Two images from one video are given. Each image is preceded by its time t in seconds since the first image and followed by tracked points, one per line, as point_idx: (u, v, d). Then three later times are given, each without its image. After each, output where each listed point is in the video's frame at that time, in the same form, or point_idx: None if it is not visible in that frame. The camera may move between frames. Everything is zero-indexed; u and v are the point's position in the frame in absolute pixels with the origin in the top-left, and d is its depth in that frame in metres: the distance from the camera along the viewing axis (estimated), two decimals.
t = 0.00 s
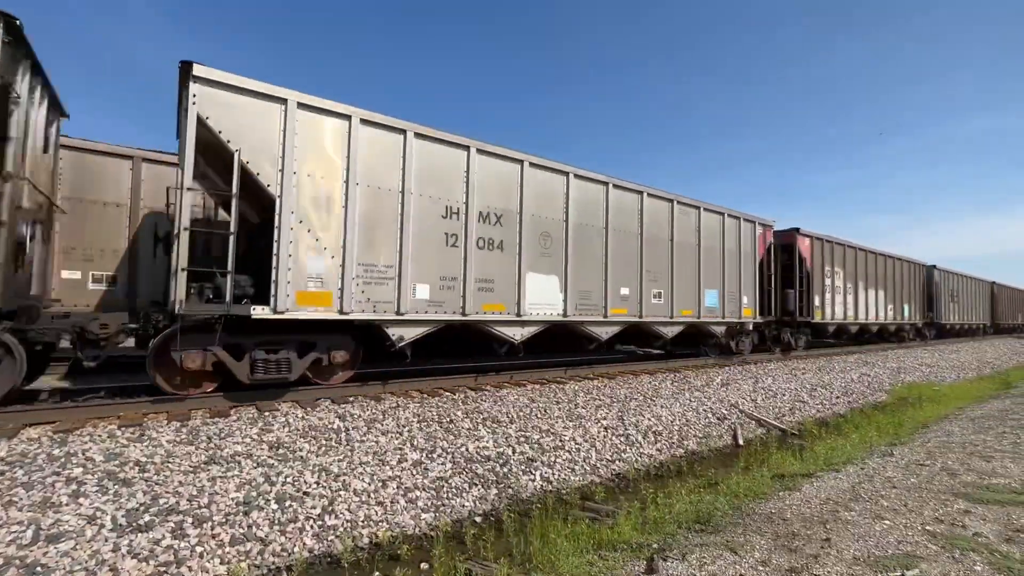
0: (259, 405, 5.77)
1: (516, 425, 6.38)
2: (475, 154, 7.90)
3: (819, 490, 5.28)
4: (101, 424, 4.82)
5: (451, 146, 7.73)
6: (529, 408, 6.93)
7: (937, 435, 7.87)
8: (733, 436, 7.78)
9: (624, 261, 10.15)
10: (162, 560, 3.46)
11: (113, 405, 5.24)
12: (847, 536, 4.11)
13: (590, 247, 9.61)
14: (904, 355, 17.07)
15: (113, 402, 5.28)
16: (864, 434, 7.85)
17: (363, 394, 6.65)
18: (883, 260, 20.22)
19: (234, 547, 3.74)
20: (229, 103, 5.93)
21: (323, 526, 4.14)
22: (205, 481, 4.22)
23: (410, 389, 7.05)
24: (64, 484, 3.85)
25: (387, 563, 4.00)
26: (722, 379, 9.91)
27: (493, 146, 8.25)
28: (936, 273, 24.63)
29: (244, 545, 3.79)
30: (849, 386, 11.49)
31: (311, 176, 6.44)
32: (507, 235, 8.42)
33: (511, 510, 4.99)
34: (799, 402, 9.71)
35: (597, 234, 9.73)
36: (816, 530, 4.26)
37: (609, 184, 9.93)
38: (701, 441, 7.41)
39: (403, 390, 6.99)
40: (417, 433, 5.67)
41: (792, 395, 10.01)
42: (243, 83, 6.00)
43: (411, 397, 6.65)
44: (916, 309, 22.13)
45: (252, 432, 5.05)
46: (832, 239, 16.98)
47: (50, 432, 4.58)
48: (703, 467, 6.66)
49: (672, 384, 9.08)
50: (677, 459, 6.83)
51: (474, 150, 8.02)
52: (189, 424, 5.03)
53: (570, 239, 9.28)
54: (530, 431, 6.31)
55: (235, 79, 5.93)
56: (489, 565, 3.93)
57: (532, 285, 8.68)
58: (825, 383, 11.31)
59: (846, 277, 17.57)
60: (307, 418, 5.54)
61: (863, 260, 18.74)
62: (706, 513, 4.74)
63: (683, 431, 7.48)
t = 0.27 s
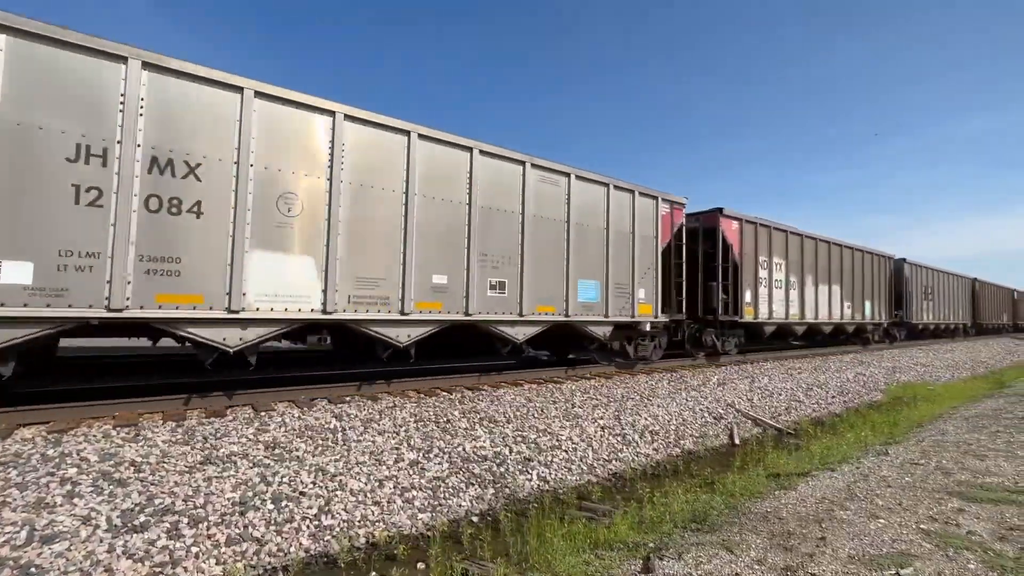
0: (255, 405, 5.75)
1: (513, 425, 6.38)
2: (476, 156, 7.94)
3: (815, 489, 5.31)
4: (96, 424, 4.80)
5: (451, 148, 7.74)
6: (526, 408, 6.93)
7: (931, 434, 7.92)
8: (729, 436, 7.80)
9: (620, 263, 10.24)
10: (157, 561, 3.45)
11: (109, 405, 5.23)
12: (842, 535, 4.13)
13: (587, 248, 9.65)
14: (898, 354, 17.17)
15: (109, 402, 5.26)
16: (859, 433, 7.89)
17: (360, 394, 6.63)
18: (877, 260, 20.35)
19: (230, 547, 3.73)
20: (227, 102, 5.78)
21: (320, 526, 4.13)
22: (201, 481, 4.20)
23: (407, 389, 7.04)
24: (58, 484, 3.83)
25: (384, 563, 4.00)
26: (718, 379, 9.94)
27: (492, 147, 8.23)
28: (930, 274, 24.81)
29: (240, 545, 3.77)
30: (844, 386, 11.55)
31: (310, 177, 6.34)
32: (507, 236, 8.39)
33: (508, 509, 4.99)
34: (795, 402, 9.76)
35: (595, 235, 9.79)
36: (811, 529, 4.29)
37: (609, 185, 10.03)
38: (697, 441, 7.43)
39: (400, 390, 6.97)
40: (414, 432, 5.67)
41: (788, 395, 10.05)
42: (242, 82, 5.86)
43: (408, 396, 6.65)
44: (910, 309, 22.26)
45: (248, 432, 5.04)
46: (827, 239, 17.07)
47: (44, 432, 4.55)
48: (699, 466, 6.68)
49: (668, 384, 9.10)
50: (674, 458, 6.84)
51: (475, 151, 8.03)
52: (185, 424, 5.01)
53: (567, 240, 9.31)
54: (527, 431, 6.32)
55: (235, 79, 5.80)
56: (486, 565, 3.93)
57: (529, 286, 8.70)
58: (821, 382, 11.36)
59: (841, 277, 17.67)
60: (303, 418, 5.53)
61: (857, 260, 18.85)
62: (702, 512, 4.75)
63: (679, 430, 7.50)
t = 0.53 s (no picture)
0: (252, 404, 5.73)
1: (510, 425, 6.38)
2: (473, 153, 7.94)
3: (810, 488, 5.33)
4: (91, 424, 4.78)
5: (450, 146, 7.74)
6: (523, 407, 6.94)
7: (925, 433, 7.97)
8: (725, 435, 7.83)
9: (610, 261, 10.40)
10: (153, 562, 3.44)
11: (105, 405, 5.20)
12: (837, 534, 4.15)
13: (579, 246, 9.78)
14: (893, 354, 17.25)
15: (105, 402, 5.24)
16: (854, 433, 7.93)
17: (357, 394, 6.62)
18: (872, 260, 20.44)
19: (226, 547, 3.72)
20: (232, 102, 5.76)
21: (316, 526, 4.12)
22: (197, 481, 4.19)
23: (404, 388, 7.03)
24: (53, 485, 3.81)
25: (380, 563, 4.00)
26: (715, 379, 9.97)
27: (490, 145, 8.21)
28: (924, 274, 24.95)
29: (235, 545, 3.77)
30: (839, 385, 11.60)
31: (309, 176, 6.29)
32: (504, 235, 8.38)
33: (504, 509, 5.00)
34: (790, 401, 9.80)
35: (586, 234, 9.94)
36: (806, 528, 4.30)
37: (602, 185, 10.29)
38: (694, 440, 7.45)
39: (397, 390, 6.96)
40: (410, 432, 5.66)
41: (784, 394, 10.09)
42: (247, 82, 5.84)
43: (405, 396, 6.65)
44: (905, 309, 22.38)
45: (245, 432, 5.02)
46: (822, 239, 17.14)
47: (39, 432, 4.53)
48: (696, 465, 6.70)
49: (665, 384, 9.12)
50: (670, 458, 6.86)
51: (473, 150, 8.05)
52: (180, 424, 4.99)
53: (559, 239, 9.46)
54: (524, 431, 6.32)
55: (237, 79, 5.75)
56: (482, 565, 3.93)
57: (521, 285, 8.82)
58: (817, 382, 11.41)
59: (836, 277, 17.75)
60: (300, 418, 5.52)
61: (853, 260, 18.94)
62: (698, 511, 4.77)
63: (676, 430, 7.52)
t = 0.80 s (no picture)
0: (247, 404, 5.71)
1: (507, 424, 6.38)
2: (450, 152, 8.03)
3: (806, 487, 5.35)
4: (86, 424, 4.76)
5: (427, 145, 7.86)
6: (521, 407, 6.93)
7: (920, 432, 8.01)
8: (722, 434, 7.84)
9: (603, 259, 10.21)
10: (148, 562, 3.42)
11: (100, 405, 5.18)
12: (833, 532, 4.16)
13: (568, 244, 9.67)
14: (889, 354, 17.32)
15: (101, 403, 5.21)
16: (850, 432, 7.96)
17: (353, 393, 6.60)
18: (868, 260, 20.53)
19: (222, 547, 3.71)
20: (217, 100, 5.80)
21: (312, 526, 4.11)
22: (192, 481, 4.17)
23: (401, 388, 7.03)
24: (47, 485, 3.79)
25: (377, 562, 3.99)
26: (711, 378, 10.00)
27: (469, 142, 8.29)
28: (919, 274, 25.07)
29: (231, 545, 3.75)
30: (835, 385, 11.64)
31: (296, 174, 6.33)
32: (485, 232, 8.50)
33: (501, 508, 5.00)
34: (786, 401, 9.83)
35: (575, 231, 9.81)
36: (802, 526, 4.32)
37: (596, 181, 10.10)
38: (691, 440, 7.46)
39: (393, 390, 6.95)
40: (407, 431, 5.66)
41: (781, 394, 10.12)
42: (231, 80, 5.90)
43: (401, 396, 6.64)
44: (901, 309, 22.48)
45: (240, 431, 5.00)
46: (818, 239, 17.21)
47: (32, 432, 4.50)
48: (692, 465, 6.72)
49: (662, 383, 9.14)
50: (667, 457, 6.87)
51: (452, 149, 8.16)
52: (176, 424, 4.97)
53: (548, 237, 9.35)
54: (521, 430, 6.32)
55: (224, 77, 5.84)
56: (479, 564, 3.93)
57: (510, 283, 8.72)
58: (813, 381, 11.45)
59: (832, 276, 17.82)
60: (296, 418, 5.50)
61: (849, 260, 19.01)
62: (694, 511, 4.78)
63: (672, 429, 7.54)
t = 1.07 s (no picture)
0: (244, 404, 5.69)
1: (504, 424, 6.38)
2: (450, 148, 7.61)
3: (802, 486, 5.38)
4: (81, 424, 4.73)
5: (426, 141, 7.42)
6: (518, 406, 6.94)
7: (915, 431, 8.06)
8: (718, 433, 7.87)
9: (603, 259, 10.07)
10: (143, 562, 3.41)
11: (96, 404, 5.15)
12: (828, 531, 4.18)
13: (569, 245, 9.45)
14: (884, 353, 17.42)
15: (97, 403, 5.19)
16: (846, 431, 8.00)
17: (351, 393, 6.59)
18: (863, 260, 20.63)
19: (218, 547, 3.70)
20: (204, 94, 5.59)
21: (309, 526, 4.11)
22: (188, 481, 4.16)
23: (398, 387, 7.03)
24: (42, 485, 3.78)
25: (373, 562, 3.99)
26: (708, 377, 10.02)
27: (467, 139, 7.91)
28: (914, 274, 25.21)
29: (227, 545, 3.74)
30: (831, 384, 11.69)
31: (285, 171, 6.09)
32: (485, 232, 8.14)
33: (498, 508, 5.00)
34: (783, 400, 9.86)
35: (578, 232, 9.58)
36: (798, 525, 4.34)
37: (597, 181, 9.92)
38: (687, 439, 7.49)
39: (391, 389, 6.94)
40: (404, 431, 5.65)
41: (777, 393, 10.15)
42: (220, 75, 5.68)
43: (398, 395, 6.63)
44: (896, 309, 22.60)
45: (237, 431, 4.99)
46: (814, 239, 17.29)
47: (27, 432, 4.48)
48: (689, 464, 6.74)
49: (659, 382, 9.16)
50: (664, 456, 6.89)
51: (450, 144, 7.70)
52: (172, 423, 4.95)
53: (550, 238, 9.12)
54: (518, 429, 6.33)
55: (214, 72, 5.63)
56: (476, 564, 3.92)
57: (512, 285, 8.44)
58: (809, 381, 11.49)
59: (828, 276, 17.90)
60: (292, 417, 5.49)
61: (844, 259, 19.11)
62: (691, 509, 4.79)
63: (669, 428, 7.56)
